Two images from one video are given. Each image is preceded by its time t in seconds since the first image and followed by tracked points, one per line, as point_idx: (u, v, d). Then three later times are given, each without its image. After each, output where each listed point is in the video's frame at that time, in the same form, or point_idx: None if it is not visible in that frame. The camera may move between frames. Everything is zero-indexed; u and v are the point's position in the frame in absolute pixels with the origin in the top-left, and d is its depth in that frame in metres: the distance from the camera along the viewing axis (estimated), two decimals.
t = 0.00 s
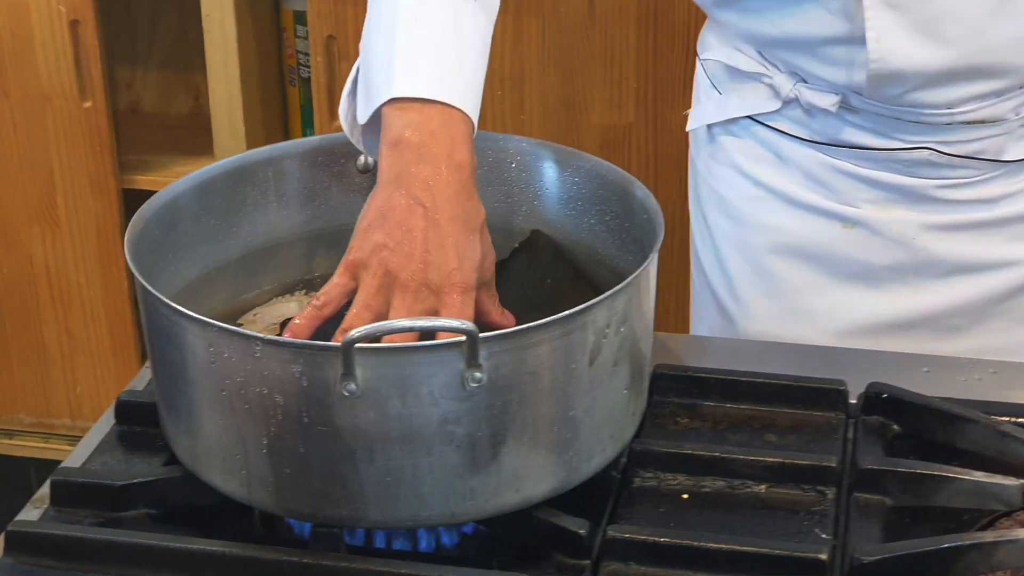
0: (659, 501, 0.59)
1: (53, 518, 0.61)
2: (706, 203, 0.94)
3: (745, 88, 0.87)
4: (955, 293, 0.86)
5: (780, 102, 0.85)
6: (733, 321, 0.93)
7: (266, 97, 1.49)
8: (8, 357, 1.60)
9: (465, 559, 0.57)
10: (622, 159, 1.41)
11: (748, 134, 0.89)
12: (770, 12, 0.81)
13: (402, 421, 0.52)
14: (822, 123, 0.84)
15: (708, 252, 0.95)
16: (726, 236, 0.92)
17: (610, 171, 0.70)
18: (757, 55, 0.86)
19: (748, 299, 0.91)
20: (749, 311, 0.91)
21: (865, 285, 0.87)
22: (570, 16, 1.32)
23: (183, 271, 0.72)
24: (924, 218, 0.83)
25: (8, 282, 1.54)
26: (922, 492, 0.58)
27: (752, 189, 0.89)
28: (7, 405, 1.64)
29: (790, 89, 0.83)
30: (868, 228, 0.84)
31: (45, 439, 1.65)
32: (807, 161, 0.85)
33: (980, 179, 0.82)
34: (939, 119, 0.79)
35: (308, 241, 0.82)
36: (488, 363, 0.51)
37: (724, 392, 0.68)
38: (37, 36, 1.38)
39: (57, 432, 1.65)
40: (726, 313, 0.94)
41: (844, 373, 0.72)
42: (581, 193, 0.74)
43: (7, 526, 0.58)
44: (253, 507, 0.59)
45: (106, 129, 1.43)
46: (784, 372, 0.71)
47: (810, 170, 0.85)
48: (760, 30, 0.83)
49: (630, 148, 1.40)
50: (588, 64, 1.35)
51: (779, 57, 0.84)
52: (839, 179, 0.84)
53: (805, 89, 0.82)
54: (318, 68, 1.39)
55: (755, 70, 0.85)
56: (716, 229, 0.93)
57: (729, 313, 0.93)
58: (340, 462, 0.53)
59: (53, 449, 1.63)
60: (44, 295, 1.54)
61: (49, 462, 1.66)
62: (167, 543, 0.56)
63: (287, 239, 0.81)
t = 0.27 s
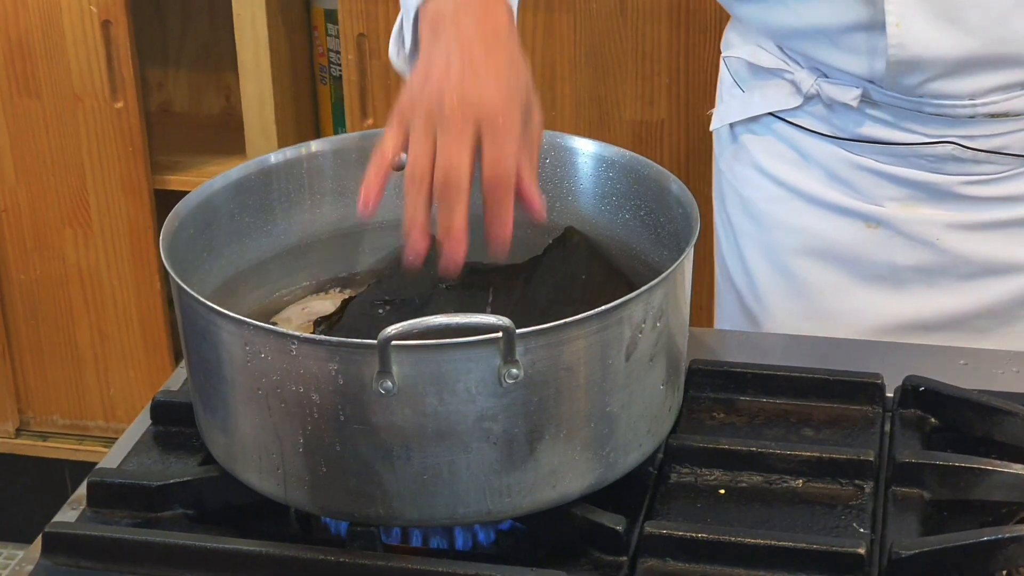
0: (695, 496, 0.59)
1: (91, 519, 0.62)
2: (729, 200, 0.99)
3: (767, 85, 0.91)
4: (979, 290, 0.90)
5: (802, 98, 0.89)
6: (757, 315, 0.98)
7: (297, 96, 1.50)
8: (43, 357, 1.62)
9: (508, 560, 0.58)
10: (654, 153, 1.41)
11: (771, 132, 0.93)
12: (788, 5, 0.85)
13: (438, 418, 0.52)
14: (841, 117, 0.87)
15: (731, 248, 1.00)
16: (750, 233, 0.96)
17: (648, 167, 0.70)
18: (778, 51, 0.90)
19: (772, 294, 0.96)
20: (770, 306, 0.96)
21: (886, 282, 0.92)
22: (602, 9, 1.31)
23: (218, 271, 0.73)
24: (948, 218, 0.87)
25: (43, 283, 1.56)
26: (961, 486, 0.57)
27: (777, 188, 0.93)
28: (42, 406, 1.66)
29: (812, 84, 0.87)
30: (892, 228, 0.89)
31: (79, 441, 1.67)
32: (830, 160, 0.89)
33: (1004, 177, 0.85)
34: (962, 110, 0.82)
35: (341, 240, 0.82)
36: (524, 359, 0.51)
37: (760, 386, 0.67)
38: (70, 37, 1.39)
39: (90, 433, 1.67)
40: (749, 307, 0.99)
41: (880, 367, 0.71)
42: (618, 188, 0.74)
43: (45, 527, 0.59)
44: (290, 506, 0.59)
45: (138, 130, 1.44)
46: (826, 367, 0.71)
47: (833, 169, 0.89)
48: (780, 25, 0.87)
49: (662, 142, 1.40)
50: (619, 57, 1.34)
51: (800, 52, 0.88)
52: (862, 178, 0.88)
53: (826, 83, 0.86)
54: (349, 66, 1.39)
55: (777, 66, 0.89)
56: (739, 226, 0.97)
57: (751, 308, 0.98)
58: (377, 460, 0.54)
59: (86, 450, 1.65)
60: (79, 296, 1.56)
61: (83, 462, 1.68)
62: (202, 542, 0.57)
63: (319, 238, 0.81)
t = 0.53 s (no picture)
0: (693, 497, 0.59)
1: (89, 528, 0.62)
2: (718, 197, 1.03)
3: (748, 83, 0.95)
4: (961, 293, 0.93)
5: (780, 95, 0.92)
6: (745, 310, 1.02)
7: (295, 101, 1.50)
8: (43, 365, 1.62)
9: (502, 561, 0.57)
10: (651, 153, 1.41)
11: (754, 132, 0.97)
12: None
13: (436, 424, 0.52)
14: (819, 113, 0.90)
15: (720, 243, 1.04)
16: (737, 231, 1.01)
17: (642, 169, 0.70)
18: (759, 50, 0.94)
19: (758, 290, 1.00)
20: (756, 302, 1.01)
21: (867, 283, 0.95)
22: (598, 10, 1.31)
23: (215, 278, 0.73)
24: (926, 219, 0.90)
25: (43, 291, 1.56)
26: (957, 483, 0.58)
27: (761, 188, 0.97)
28: (42, 414, 1.66)
29: (789, 81, 0.90)
30: (871, 229, 0.92)
31: (79, 447, 1.67)
32: (811, 161, 0.92)
33: (983, 176, 0.87)
34: (937, 105, 0.84)
35: (339, 246, 0.82)
36: (520, 363, 0.51)
37: (757, 386, 0.68)
38: (67, 45, 1.40)
39: (91, 440, 1.67)
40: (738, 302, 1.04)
41: (876, 365, 0.72)
42: (613, 191, 0.74)
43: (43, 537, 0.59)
44: (288, 512, 0.59)
45: (135, 137, 1.44)
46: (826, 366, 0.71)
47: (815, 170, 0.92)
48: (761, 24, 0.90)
49: (658, 142, 1.41)
50: (616, 58, 1.34)
51: (779, 49, 0.91)
52: (842, 179, 0.91)
53: (803, 79, 0.89)
54: (346, 70, 1.40)
55: (757, 63, 0.93)
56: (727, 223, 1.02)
57: (739, 303, 1.03)
58: (375, 466, 0.54)
59: (86, 458, 1.65)
60: (78, 304, 1.56)
61: (84, 469, 1.68)
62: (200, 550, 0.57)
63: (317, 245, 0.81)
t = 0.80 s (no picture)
0: (654, 494, 0.59)
1: (45, 529, 0.61)
2: (703, 189, 1.06)
3: (734, 76, 0.98)
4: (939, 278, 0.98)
5: (768, 88, 0.95)
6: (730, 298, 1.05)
7: (259, 99, 1.49)
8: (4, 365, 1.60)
9: (462, 559, 0.57)
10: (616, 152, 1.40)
11: (741, 124, 1.01)
12: None
13: (395, 422, 0.52)
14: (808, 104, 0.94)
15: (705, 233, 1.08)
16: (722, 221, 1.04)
17: (604, 166, 0.69)
18: (744, 44, 0.97)
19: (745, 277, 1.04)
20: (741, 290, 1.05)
21: (852, 270, 0.98)
22: (564, 6, 1.29)
23: (174, 277, 0.72)
24: (909, 207, 0.94)
25: (3, 291, 1.54)
26: (916, 478, 0.58)
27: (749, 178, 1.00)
28: (4, 415, 1.64)
29: (777, 73, 0.93)
30: (857, 217, 0.96)
31: (42, 449, 1.65)
32: (800, 151, 0.96)
33: (966, 164, 0.92)
34: (922, 96, 0.88)
35: (301, 244, 0.81)
36: (480, 361, 0.51)
37: (718, 383, 0.68)
38: (28, 42, 1.38)
39: (53, 441, 1.65)
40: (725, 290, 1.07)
41: (837, 361, 0.72)
42: (575, 188, 0.74)
43: None
44: (247, 512, 0.59)
45: (98, 136, 1.43)
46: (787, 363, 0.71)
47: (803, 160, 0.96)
48: (744, 21, 0.93)
49: (623, 142, 1.39)
50: (582, 55, 1.32)
51: (765, 43, 0.94)
52: (829, 168, 0.95)
53: (790, 72, 0.92)
54: (311, 68, 1.39)
55: (742, 57, 0.96)
56: (710, 214, 1.05)
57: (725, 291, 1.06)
58: (334, 464, 0.53)
59: (49, 459, 1.63)
60: (40, 303, 1.54)
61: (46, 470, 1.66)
62: (157, 550, 0.56)
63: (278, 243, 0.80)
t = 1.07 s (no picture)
0: (652, 491, 0.59)
1: (45, 527, 0.61)
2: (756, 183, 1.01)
3: (793, 70, 0.93)
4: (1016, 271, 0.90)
5: (829, 81, 0.90)
6: (789, 295, 0.98)
7: (252, 98, 1.48)
8: None
9: (460, 555, 0.57)
10: (610, 150, 1.36)
11: (801, 116, 0.95)
12: None
13: (393, 419, 0.52)
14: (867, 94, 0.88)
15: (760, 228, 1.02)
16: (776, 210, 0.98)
17: (598, 164, 0.69)
18: (805, 37, 0.92)
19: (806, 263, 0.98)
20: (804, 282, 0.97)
21: (921, 260, 0.92)
22: (556, 5, 1.27)
23: (171, 275, 0.72)
24: (980, 197, 0.87)
25: None
26: (914, 474, 0.58)
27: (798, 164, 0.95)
28: None
29: (839, 66, 0.88)
30: (924, 208, 0.89)
31: (37, 448, 1.64)
32: (859, 141, 0.90)
33: None
34: (989, 85, 0.83)
35: (297, 242, 0.81)
36: (477, 358, 0.51)
37: (715, 380, 0.68)
38: (22, 42, 1.38)
39: (49, 439, 1.64)
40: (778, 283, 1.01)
41: (834, 358, 0.72)
42: (570, 186, 0.74)
43: None
44: (247, 509, 0.59)
45: (92, 135, 1.42)
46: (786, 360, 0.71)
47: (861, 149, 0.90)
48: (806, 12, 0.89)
49: (617, 139, 1.35)
50: (575, 54, 1.30)
51: (826, 35, 0.89)
52: (893, 159, 0.89)
53: (853, 64, 0.87)
54: (304, 67, 1.39)
55: (802, 50, 0.91)
56: (764, 209, 0.99)
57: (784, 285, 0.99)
58: (332, 461, 0.53)
59: (44, 458, 1.62)
60: (35, 302, 1.54)
61: (42, 470, 1.65)
62: (157, 547, 0.56)
63: (275, 241, 0.80)
